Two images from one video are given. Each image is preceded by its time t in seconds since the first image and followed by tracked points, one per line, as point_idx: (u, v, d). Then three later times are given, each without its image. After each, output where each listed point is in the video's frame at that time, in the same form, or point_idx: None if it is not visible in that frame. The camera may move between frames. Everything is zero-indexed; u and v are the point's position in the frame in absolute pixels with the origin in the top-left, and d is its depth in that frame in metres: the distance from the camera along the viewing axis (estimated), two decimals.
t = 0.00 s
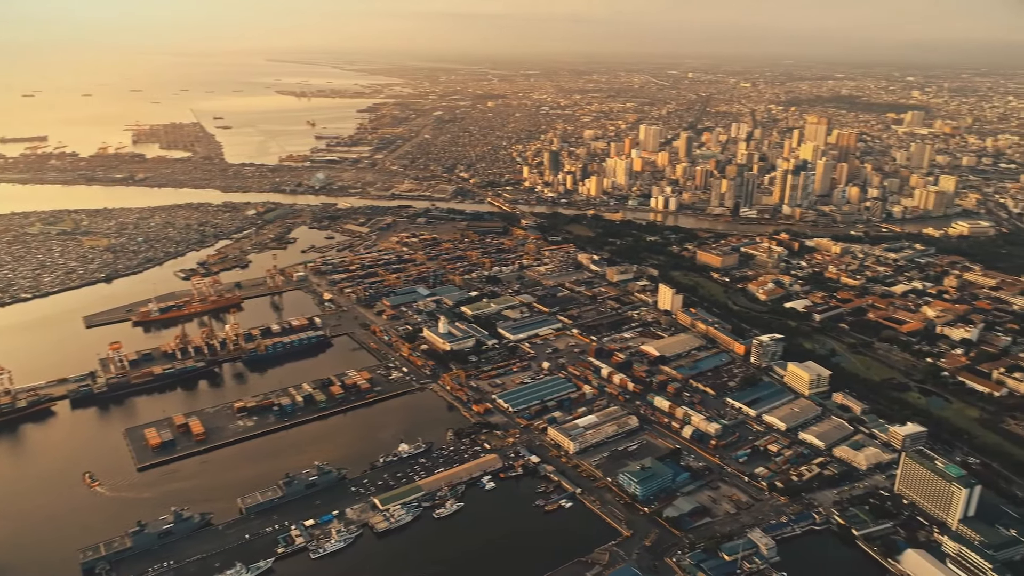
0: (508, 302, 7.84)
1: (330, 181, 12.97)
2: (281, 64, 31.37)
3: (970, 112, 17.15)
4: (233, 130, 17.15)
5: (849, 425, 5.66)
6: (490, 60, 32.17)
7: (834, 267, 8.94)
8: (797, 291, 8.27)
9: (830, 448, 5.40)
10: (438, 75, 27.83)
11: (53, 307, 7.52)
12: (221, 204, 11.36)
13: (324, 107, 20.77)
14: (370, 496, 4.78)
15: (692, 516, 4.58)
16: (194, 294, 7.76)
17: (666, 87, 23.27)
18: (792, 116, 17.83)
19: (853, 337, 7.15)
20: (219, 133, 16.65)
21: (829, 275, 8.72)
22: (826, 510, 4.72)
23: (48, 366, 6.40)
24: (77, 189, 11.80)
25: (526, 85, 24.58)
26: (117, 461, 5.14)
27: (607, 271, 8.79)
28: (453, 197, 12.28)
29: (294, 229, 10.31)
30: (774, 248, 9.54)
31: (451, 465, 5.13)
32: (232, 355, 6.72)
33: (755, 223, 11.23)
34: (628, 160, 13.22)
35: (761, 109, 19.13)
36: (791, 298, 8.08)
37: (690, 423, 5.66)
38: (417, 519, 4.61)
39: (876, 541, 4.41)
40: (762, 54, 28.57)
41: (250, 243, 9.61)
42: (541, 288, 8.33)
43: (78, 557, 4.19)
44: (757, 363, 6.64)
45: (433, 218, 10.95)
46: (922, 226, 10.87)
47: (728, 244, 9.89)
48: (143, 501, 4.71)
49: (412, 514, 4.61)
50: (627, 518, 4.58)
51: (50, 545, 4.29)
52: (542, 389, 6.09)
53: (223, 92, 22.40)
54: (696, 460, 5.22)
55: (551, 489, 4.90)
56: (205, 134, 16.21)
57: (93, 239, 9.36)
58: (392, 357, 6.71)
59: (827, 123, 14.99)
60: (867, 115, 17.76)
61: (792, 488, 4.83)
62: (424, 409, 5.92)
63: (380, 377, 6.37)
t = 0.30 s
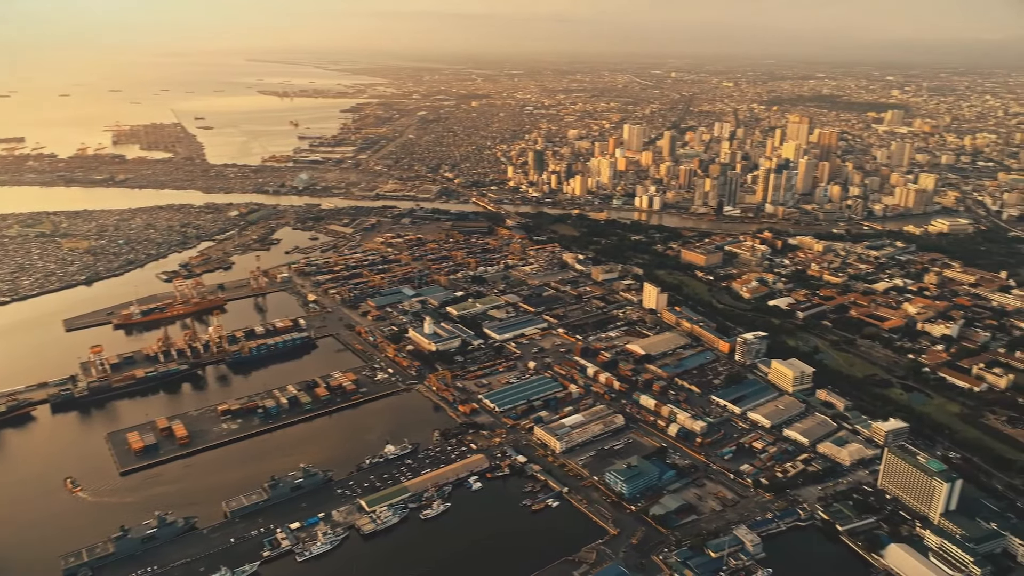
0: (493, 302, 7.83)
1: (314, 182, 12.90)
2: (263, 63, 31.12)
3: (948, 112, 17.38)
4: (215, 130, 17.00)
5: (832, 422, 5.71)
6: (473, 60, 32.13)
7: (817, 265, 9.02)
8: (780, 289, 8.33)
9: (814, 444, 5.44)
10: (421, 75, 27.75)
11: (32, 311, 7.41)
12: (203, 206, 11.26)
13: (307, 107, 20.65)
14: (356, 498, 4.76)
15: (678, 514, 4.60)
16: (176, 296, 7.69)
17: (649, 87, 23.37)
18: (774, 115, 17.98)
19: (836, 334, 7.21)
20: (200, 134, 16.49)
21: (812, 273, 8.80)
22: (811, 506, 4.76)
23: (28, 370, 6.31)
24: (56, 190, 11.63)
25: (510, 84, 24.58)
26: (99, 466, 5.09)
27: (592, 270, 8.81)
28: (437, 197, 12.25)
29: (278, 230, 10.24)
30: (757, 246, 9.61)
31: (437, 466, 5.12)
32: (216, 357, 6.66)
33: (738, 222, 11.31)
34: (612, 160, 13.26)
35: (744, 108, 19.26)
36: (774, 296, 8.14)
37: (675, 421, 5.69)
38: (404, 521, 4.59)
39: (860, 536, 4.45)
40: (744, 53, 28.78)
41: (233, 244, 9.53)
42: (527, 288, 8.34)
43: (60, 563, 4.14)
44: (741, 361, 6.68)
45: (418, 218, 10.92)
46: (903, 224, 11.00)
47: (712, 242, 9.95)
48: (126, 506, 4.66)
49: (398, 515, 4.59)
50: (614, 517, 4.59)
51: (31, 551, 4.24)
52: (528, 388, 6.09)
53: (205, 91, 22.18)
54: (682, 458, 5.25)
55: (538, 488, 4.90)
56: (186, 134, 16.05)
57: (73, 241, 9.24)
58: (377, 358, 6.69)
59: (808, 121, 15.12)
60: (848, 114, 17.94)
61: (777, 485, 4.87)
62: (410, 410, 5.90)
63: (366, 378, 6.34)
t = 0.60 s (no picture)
0: (479, 302, 7.83)
1: (297, 183, 12.82)
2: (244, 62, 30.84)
3: (927, 110, 17.59)
4: (196, 130, 16.83)
5: (816, 418, 5.75)
6: (457, 59, 32.06)
7: (800, 263, 9.09)
8: (764, 287, 8.39)
9: (798, 441, 5.48)
10: (405, 75, 27.66)
11: (10, 314, 7.30)
12: (185, 207, 11.15)
13: (289, 107, 20.51)
14: (342, 500, 4.73)
15: (665, 512, 4.62)
16: (158, 298, 7.61)
17: (633, 87, 23.47)
18: (757, 114, 18.11)
19: (819, 331, 7.27)
20: (181, 134, 16.32)
21: (794, 271, 8.87)
22: (796, 502, 4.79)
23: (6, 375, 6.22)
24: (34, 192, 11.44)
25: (495, 84, 24.57)
26: (80, 471, 5.02)
27: (577, 270, 8.83)
28: (422, 197, 12.22)
29: (261, 231, 10.17)
30: (741, 245, 9.68)
31: (424, 467, 5.10)
32: (198, 360, 6.60)
33: (722, 220, 11.38)
34: (596, 159, 13.30)
35: (727, 108, 19.39)
36: (758, 294, 8.20)
37: (661, 419, 5.71)
38: (391, 523, 4.57)
39: (844, 531, 4.49)
40: (726, 53, 28.96)
41: (215, 246, 9.45)
42: (512, 288, 8.34)
43: (40, 570, 4.08)
44: (726, 359, 6.72)
45: (403, 218, 10.88)
46: (884, 222, 11.12)
47: (696, 241, 10.00)
48: (108, 511, 4.60)
49: (385, 517, 4.57)
50: (601, 515, 4.60)
51: (11, 558, 4.17)
52: (514, 388, 6.09)
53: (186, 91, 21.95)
54: (668, 456, 5.27)
55: (525, 488, 4.90)
56: (167, 134, 15.89)
57: (51, 243, 9.11)
58: (363, 359, 6.66)
59: (790, 120, 15.24)
60: (830, 113, 18.10)
61: (762, 481, 4.90)
62: (396, 411, 5.87)
63: (351, 380, 6.31)
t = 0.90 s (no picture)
0: (465, 302, 7.82)
1: (281, 183, 12.74)
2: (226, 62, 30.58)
3: (907, 109, 17.80)
4: (178, 131, 16.63)
5: (800, 415, 5.80)
6: (441, 59, 32.00)
7: (783, 261, 9.17)
8: (748, 285, 8.45)
9: (782, 437, 5.52)
10: (389, 75, 27.57)
11: None
12: (167, 208, 11.05)
13: (272, 108, 20.37)
14: (328, 502, 4.70)
15: (651, 509, 4.64)
16: (141, 301, 7.54)
17: (617, 86, 23.55)
18: (739, 113, 18.24)
19: (802, 329, 7.34)
20: (163, 134, 16.13)
21: (778, 269, 8.94)
22: (781, 498, 4.83)
23: None
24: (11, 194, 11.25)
25: (479, 84, 24.55)
26: (62, 476, 4.96)
27: (563, 269, 8.84)
28: (406, 197, 12.19)
29: (244, 233, 10.10)
30: (725, 243, 9.74)
31: (410, 468, 5.09)
32: (182, 363, 6.54)
33: (706, 219, 11.45)
34: (581, 159, 13.33)
35: (710, 107, 19.50)
36: (742, 292, 8.26)
37: (647, 417, 5.73)
38: (377, 524, 4.56)
39: (828, 526, 4.53)
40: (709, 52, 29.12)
41: (198, 247, 9.38)
42: (497, 287, 8.34)
43: None
44: (711, 357, 6.76)
45: (387, 219, 10.85)
46: (865, 220, 11.23)
47: (680, 240, 10.06)
48: (90, 516, 4.55)
49: (372, 518, 4.56)
50: (588, 514, 4.61)
51: None
52: (500, 388, 6.09)
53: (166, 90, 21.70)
54: (654, 454, 5.29)
55: (512, 488, 4.90)
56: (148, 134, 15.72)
57: (30, 246, 8.98)
58: (348, 360, 6.63)
59: (773, 120, 15.36)
60: (811, 112, 18.26)
61: (747, 478, 4.93)
62: (382, 412, 5.86)
63: (337, 381, 6.28)
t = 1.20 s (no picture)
0: (450, 302, 7.81)
1: (264, 184, 12.66)
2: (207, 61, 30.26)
3: (887, 108, 18.00)
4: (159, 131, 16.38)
5: (784, 412, 5.84)
6: (425, 58, 31.90)
7: (767, 259, 9.23)
8: (732, 283, 8.51)
9: (767, 434, 5.56)
10: (373, 75, 27.45)
11: None
12: (149, 210, 10.94)
13: (255, 108, 20.22)
14: (315, 505, 4.68)
15: (638, 507, 4.65)
16: (122, 304, 7.46)
17: (601, 86, 23.61)
18: (723, 113, 18.35)
19: (786, 326, 7.40)
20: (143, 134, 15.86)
21: (762, 267, 9.01)
22: (766, 495, 4.86)
23: None
24: None
25: (463, 84, 24.51)
26: (43, 482, 4.89)
27: (548, 269, 8.86)
28: (391, 197, 12.16)
29: (227, 234, 10.02)
30: (709, 242, 9.80)
31: (397, 469, 5.07)
32: (165, 365, 6.48)
33: (690, 218, 11.51)
34: (566, 158, 13.35)
35: (694, 106, 19.62)
36: (726, 291, 8.31)
37: (633, 416, 5.75)
38: (364, 526, 4.54)
39: (813, 522, 4.56)
40: (692, 52, 29.27)
41: (180, 249, 9.30)
42: (483, 287, 8.33)
43: None
44: (696, 355, 6.79)
45: (372, 219, 10.82)
46: (847, 218, 11.35)
47: (665, 239, 10.10)
48: (73, 522, 4.50)
49: (358, 520, 4.54)
50: (575, 513, 4.62)
51: None
52: (487, 388, 6.09)
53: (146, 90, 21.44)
54: (641, 453, 5.31)
55: (499, 488, 4.90)
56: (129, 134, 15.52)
57: (9, 249, 8.84)
58: (334, 362, 6.60)
59: (756, 119, 15.46)
60: (793, 111, 18.42)
61: (732, 475, 4.96)
62: (368, 413, 5.83)
63: (322, 382, 6.25)
